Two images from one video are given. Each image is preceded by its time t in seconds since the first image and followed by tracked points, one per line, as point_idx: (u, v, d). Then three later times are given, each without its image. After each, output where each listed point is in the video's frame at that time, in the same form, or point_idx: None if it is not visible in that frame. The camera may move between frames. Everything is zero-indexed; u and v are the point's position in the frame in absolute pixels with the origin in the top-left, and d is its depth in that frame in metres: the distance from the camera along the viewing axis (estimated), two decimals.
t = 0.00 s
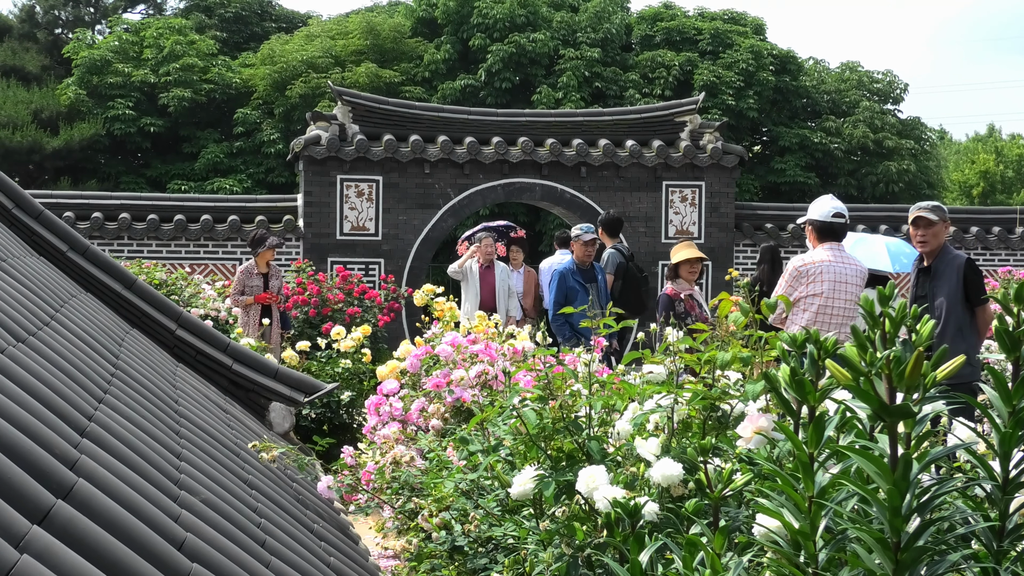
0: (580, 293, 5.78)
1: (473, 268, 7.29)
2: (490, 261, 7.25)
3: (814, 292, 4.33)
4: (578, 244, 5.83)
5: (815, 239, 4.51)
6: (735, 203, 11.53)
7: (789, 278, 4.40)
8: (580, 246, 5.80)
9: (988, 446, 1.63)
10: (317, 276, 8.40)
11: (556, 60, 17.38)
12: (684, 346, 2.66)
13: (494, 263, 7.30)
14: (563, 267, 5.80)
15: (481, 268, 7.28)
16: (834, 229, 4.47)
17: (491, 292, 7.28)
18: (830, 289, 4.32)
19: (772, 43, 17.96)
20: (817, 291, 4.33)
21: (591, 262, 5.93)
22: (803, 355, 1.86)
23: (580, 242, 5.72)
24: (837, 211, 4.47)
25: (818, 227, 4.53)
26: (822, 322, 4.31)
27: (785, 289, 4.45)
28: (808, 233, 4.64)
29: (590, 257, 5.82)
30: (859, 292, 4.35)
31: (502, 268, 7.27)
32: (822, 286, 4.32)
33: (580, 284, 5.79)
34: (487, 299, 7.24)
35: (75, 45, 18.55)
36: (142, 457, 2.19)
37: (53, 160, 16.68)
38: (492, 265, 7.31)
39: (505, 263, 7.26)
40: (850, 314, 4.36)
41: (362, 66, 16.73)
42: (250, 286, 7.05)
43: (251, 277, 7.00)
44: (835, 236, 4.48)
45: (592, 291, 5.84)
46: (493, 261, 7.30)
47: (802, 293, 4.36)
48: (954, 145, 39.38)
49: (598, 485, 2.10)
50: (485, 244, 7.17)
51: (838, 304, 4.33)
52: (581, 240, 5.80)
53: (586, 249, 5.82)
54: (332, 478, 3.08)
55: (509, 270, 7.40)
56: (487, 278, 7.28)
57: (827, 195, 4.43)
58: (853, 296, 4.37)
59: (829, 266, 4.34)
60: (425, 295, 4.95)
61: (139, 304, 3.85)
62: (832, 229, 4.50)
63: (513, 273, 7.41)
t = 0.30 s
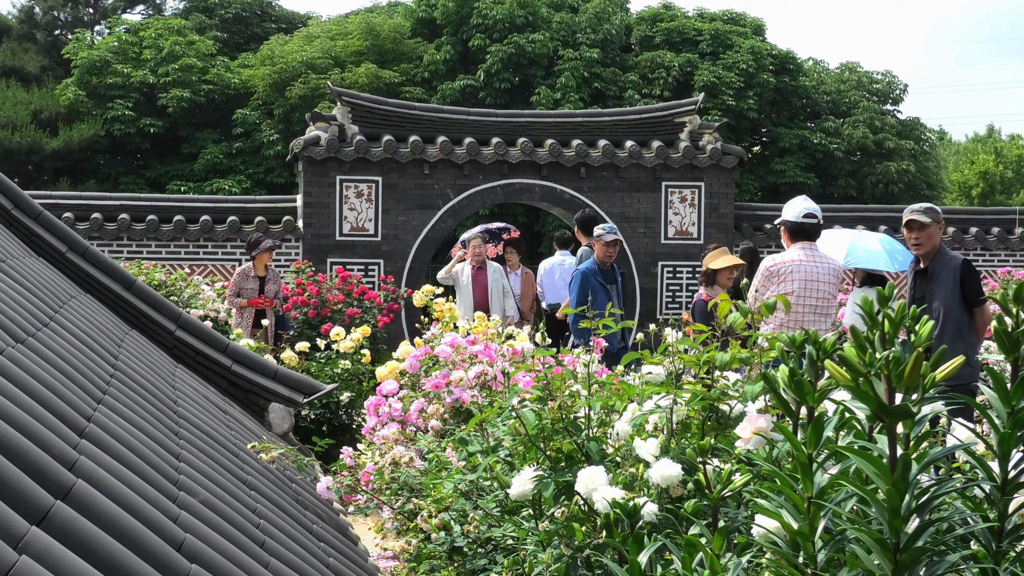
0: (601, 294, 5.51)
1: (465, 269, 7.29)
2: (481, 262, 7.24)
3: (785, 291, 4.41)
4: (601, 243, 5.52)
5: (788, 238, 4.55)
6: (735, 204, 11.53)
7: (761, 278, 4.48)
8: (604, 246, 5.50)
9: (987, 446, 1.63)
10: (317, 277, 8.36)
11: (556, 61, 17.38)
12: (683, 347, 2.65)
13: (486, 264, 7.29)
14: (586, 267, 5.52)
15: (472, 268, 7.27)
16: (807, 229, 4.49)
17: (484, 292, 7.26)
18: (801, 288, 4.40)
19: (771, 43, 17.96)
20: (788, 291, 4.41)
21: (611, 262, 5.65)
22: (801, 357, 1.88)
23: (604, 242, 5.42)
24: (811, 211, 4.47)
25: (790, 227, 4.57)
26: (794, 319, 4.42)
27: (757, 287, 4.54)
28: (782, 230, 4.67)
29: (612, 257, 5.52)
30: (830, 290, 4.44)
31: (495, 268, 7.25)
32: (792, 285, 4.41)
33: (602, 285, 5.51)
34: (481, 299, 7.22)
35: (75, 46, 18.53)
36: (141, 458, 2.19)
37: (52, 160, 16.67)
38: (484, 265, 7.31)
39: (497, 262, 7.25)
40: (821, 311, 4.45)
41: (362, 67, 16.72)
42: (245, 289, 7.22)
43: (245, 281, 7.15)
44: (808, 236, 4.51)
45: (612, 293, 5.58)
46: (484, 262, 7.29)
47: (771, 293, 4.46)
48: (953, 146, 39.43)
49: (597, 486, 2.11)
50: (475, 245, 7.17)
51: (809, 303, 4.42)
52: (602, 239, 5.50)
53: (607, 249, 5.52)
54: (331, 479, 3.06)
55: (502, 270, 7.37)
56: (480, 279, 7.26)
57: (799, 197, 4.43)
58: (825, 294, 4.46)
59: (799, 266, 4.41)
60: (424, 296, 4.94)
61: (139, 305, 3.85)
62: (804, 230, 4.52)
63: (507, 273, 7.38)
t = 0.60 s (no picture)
0: (633, 298, 5.53)
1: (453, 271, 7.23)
2: (470, 262, 7.20)
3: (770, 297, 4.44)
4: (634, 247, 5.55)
5: (773, 244, 4.57)
6: (735, 204, 11.53)
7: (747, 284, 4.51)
8: (638, 249, 5.53)
9: (986, 446, 1.63)
10: (316, 277, 8.34)
11: (555, 62, 17.38)
12: (683, 348, 2.65)
13: (474, 264, 7.27)
14: (619, 270, 5.54)
15: (461, 269, 7.24)
16: (792, 237, 4.52)
17: (473, 292, 7.24)
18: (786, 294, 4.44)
19: (771, 44, 17.95)
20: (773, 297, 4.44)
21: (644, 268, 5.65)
22: (801, 357, 1.88)
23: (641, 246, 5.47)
24: (797, 219, 4.52)
25: (776, 233, 4.59)
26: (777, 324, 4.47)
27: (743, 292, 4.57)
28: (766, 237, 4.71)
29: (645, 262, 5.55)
30: (815, 296, 4.47)
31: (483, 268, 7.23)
32: (777, 291, 4.44)
33: (634, 289, 5.53)
34: (470, 300, 7.20)
35: (75, 47, 18.51)
36: (140, 459, 2.19)
37: (52, 161, 16.67)
38: (473, 265, 7.27)
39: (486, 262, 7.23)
40: (805, 317, 4.51)
41: (362, 67, 16.72)
42: (236, 288, 7.19)
43: (232, 280, 7.14)
44: (793, 244, 4.54)
45: (645, 298, 5.58)
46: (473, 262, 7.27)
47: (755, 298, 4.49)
48: (952, 147, 39.49)
49: (597, 487, 2.11)
50: (463, 246, 7.15)
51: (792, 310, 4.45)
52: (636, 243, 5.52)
53: (641, 253, 5.54)
54: (331, 479, 3.05)
55: (490, 270, 7.36)
56: (469, 280, 7.23)
57: (786, 205, 4.46)
58: (808, 300, 4.51)
59: (785, 273, 4.45)
60: (423, 297, 4.94)
61: (139, 306, 3.85)
62: (790, 237, 4.55)
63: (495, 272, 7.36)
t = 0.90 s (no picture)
0: (661, 294, 5.34)
1: (447, 271, 7.29)
2: (462, 263, 7.24)
3: (764, 290, 4.48)
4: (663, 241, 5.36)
5: (763, 240, 4.65)
6: (735, 205, 11.52)
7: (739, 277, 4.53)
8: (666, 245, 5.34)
9: (986, 447, 1.63)
10: (316, 278, 8.32)
11: (555, 62, 17.39)
12: (682, 349, 2.65)
13: (468, 265, 7.29)
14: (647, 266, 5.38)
15: (454, 269, 7.28)
16: (782, 232, 4.59)
17: (465, 293, 7.28)
18: (778, 287, 4.50)
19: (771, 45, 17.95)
20: (767, 290, 4.48)
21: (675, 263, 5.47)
22: (801, 358, 1.88)
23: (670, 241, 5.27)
24: (790, 214, 4.58)
25: (765, 229, 4.66)
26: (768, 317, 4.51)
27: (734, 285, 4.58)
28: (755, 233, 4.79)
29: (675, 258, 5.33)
30: (804, 292, 4.54)
31: (475, 270, 7.25)
32: (769, 285, 4.48)
33: (662, 284, 5.35)
34: (461, 303, 7.26)
35: (75, 47, 18.48)
36: (140, 459, 2.19)
37: (52, 161, 16.66)
38: (466, 266, 7.30)
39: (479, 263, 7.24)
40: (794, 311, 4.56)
41: (362, 68, 16.70)
42: (218, 286, 7.27)
43: (213, 278, 7.24)
44: (783, 239, 4.62)
45: (674, 294, 5.39)
46: (466, 263, 7.31)
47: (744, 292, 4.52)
48: (952, 148, 39.56)
49: (596, 487, 2.11)
50: (455, 248, 7.17)
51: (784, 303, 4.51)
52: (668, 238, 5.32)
53: (673, 249, 5.35)
54: (330, 480, 3.04)
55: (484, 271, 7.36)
56: (461, 281, 7.27)
57: (776, 201, 4.53)
58: (797, 295, 4.56)
59: (775, 267, 4.51)
60: (422, 298, 4.92)
61: (139, 306, 3.85)
62: (779, 233, 4.62)
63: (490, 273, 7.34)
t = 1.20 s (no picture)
0: (688, 300, 5.31)
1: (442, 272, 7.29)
2: (457, 265, 7.22)
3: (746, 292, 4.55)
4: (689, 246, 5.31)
5: (745, 243, 4.75)
6: (734, 206, 11.52)
7: (722, 280, 4.61)
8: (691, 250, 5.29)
9: (986, 448, 1.63)
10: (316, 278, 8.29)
11: (555, 63, 17.39)
12: (682, 349, 2.65)
13: (462, 267, 7.27)
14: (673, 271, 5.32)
15: (449, 271, 7.28)
16: (763, 235, 4.70)
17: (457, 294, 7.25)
18: (761, 289, 4.57)
19: (771, 45, 17.94)
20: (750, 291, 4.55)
21: (698, 267, 5.45)
22: (801, 359, 1.89)
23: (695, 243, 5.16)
24: (771, 217, 4.67)
25: (746, 232, 4.76)
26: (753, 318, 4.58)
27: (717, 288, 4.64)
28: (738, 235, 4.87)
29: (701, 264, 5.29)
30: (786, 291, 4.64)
31: (468, 274, 7.22)
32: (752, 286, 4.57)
33: (689, 291, 5.32)
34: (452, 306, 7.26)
35: (74, 48, 18.47)
36: (140, 460, 2.19)
37: (52, 162, 16.66)
38: (461, 268, 7.28)
39: (473, 267, 7.21)
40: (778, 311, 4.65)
41: (362, 69, 16.70)
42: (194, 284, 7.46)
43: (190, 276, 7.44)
44: (765, 241, 4.72)
45: (701, 299, 5.38)
46: (462, 265, 7.29)
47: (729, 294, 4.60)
48: (952, 148, 39.59)
49: (596, 488, 2.11)
50: (451, 251, 7.15)
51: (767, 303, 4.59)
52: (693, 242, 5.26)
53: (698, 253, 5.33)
54: (331, 480, 3.04)
55: (480, 275, 7.32)
56: (455, 282, 7.25)
57: (756, 204, 4.63)
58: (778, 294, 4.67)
59: (758, 268, 4.59)
60: (422, 299, 4.89)
61: (139, 307, 3.85)
62: (760, 235, 4.72)
63: (485, 278, 7.30)
